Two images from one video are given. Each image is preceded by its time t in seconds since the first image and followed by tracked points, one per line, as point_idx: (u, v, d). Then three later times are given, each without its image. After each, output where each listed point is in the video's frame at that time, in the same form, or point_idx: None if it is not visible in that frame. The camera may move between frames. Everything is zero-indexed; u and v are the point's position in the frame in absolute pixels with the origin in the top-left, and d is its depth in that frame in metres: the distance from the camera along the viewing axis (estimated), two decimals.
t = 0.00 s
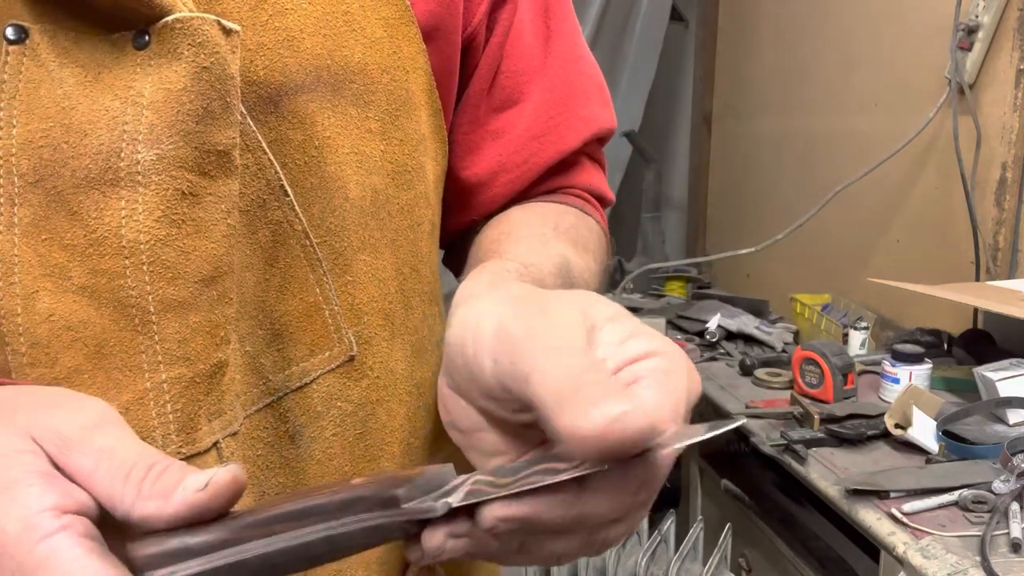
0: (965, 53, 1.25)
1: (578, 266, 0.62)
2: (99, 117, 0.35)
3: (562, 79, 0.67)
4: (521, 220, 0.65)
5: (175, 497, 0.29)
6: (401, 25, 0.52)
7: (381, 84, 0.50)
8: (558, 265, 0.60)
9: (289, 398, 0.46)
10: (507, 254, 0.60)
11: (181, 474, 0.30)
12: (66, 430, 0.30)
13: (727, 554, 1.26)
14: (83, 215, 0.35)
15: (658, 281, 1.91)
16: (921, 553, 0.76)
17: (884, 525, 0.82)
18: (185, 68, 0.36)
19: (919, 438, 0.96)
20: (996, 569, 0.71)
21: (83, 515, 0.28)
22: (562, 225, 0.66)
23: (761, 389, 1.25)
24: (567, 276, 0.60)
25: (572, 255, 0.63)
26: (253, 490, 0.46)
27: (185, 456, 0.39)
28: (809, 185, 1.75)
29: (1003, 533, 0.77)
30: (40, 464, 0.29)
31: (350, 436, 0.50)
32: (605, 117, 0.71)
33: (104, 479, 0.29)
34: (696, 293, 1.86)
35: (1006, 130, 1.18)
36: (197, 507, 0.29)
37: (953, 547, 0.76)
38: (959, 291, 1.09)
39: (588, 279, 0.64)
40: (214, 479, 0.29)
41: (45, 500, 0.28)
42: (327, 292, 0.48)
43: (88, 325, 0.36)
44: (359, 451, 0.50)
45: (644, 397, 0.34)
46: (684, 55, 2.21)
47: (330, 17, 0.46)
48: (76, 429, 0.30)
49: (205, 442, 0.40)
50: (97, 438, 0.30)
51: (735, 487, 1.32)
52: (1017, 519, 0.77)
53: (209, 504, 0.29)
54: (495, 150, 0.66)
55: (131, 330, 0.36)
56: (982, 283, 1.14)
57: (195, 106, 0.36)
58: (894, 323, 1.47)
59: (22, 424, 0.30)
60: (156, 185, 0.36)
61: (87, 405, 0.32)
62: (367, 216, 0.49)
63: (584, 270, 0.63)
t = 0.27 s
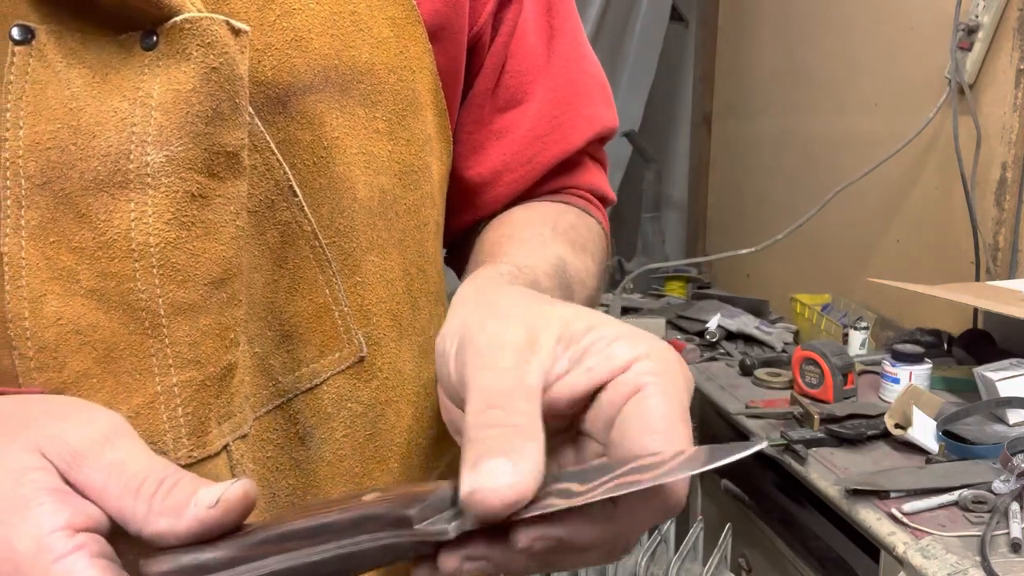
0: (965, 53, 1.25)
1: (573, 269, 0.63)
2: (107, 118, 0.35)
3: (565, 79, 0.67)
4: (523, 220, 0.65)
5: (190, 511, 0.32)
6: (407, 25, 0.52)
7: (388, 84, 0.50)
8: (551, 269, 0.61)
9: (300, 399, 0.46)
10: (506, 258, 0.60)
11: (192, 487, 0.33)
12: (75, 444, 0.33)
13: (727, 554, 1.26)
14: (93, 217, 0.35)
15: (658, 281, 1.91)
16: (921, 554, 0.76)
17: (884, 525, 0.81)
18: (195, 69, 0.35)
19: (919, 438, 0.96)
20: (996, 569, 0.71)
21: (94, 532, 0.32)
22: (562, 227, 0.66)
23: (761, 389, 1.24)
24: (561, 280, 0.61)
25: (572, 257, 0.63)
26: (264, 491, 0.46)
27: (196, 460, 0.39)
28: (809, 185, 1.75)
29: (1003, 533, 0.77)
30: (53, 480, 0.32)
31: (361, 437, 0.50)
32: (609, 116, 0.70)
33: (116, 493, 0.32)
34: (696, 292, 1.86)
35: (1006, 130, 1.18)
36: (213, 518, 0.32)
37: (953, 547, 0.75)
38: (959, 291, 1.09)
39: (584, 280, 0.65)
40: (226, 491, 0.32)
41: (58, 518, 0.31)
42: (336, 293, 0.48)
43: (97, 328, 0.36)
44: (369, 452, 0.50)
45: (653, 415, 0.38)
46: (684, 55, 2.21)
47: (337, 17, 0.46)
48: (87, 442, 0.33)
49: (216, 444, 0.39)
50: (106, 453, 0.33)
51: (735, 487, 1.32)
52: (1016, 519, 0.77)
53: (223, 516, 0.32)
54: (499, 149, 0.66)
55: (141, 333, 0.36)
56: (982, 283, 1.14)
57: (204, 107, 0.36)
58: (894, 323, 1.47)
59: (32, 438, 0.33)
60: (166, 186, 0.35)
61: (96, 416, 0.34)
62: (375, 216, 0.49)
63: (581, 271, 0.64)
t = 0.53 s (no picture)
0: (965, 53, 1.24)
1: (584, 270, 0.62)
2: (114, 117, 0.35)
3: (568, 78, 0.67)
4: (528, 221, 0.65)
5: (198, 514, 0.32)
6: (412, 25, 0.52)
7: (394, 84, 0.50)
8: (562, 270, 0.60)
9: (305, 400, 0.46)
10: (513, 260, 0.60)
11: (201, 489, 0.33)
12: (84, 447, 0.33)
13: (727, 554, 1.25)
14: (99, 218, 0.35)
15: (658, 281, 1.91)
16: (921, 554, 0.76)
17: (883, 525, 0.81)
18: (202, 68, 0.35)
19: (919, 438, 0.96)
20: (996, 569, 0.70)
21: (103, 535, 0.32)
22: (568, 227, 0.66)
23: (762, 389, 1.24)
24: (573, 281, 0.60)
25: (577, 258, 0.63)
26: (270, 493, 0.45)
27: (204, 462, 0.39)
28: (809, 184, 1.75)
29: (1004, 533, 0.76)
30: (62, 483, 0.32)
31: (367, 438, 0.49)
32: (612, 117, 0.70)
33: (126, 497, 0.32)
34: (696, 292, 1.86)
35: (1006, 130, 1.18)
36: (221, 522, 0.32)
37: (953, 547, 0.75)
38: (960, 291, 1.09)
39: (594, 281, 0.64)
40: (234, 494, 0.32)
41: (68, 523, 0.31)
42: (342, 294, 0.47)
43: (104, 329, 0.36)
44: (375, 453, 0.50)
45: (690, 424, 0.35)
46: (684, 55, 2.20)
47: (343, 16, 0.46)
48: (95, 445, 0.33)
49: (223, 446, 0.39)
50: (115, 456, 0.33)
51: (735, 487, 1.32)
52: (1016, 519, 0.76)
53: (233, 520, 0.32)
54: (502, 149, 0.66)
55: (148, 334, 0.36)
56: (982, 283, 1.14)
57: (212, 107, 0.36)
58: (894, 322, 1.47)
59: (42, 440, 0.33)
60: (174, 187, 0.35)
61: (103, 416, 0.34)
62: (380, 217, 0.49)
63: (590, 273, 0.63)
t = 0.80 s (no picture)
0: (965, 53, 1.24)
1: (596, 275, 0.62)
2: (118, 118, 0.35)
3: (572, 78, 0.67)
4: (537, 223, 0.65)
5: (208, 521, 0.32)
6: (416, 25, 0.52)
7: (397, 84, 0.49)
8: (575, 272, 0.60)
9: (310, 402, 0.46)
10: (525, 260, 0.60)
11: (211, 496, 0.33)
12: (90, 455, 0.33)
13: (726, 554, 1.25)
14: (104, 219, 0.35)
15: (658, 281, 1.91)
16: (921, 554, 0.76)
17: (884, 525, 0.81)
18: (207, 69, 0.35)
19: (920, 438, 0.96)
20: (996, 569, 0.70)
21: (110, 544, 0.32)
22: (578, 230, 0.66)
23: (762, 389, 1.24)
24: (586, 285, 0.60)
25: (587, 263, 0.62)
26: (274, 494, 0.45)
27: (208, 464, 0.39)
28: (809, 184, 1.74)
29: (1003, 533, 0.76)
30: (69, 491, 0.32)
31: (372, 440, 0.49)
32: (616, 117, 0.70)
33: (132, 505, 0.32)
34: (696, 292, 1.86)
35: (1006, 130, 1.18)
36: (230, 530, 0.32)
37: (953, 547, 0.75)
38: (960, 291, 1.09)
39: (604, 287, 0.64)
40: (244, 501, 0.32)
41: (76, 532, 0.31)
42: (346, 295, 0.47)
43: (109, 332, 0.36)
44: (380, 455, 0.50)
45: (716, 450, 0.36)
46: (684, 55, 2.20)
47: (346, 17, 0.46)
48: (102, 453, 0.33)
49: (228, 448, 0.39)
50: (121, 464, 0.33)
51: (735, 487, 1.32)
52: (1016, 519, 0.76)
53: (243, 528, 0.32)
54: (503, 149, 0.66)
55: (152, 336, 0.36)
56: (982, 283, 1.14)
57: (216, 108, 0.36)
58: (894, 322, 1.46)
59: (47, 449, 0.33)
60: (178, 189, 0.35)
61: (105, 422, 0.34)
62: (384, 218, 0.49)
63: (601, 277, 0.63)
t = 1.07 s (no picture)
0: (965, 53, 1.24)
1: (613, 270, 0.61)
2: (117, 119, 0.34)
3: (575, 80, 0.67)
4: (548, 224, 0.65)
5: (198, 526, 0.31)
6: (417, 25, 0.51)
7: (398, 85, 0.49)
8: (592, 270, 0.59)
9: (310, 403, 0.46)
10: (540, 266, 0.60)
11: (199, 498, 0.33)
12: (82, 457, 0.33)
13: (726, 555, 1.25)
14: (102, 221, 0.35)
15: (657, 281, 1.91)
16: (921, 554, 0.75)
17: (883, 525, 0.81)
18: (205, 70, 0.35)
19: (919, 438, 0.96)
20: (996, 569, 0.70)
21: (100, 548, 0.32)
22: (587, 233, 0.65)
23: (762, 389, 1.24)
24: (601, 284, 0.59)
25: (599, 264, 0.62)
26: (274, 496, 0.45)
27: (208, 466, 0.38)
28: (810, 184, 1.74)
29: (1003, 533, 0.76)
30: (61, 494, 0.32)
31: (371, 442, 0.49)
32: (616, 119, 0.70)
33: (124, 508, 0.32)
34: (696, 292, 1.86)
35: (1006, 130, 1.18)
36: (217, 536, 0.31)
37: (953, 547, 0.75)
38: (959, 291, 1.09)
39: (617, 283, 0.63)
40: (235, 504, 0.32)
41: (66, 535, 0.31)
42: (346, 297, 0.47)
43: (106, 334, 0.35)
44: (380, 457, 0.50)
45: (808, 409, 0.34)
46: (684, 55, 2.20)
47: (347, 17, 0.46)
48: (94, 454, 0.33)
49: (228, 450, 0.39)
50: (114, 466, 0.33)
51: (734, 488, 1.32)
52: (1016, 519, 0.76)
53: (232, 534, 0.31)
54: (508, 150, 0.65)
55: (150, 338, 0.36)
56: (982, 283, 1.13)
57: (215, 109, 0.35)
58: (893, 322, 1.46)
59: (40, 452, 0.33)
60: (177, 190, 0.35)
61: (97, 423, 0.34)
62: (384, 219, 0.49)
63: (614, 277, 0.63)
